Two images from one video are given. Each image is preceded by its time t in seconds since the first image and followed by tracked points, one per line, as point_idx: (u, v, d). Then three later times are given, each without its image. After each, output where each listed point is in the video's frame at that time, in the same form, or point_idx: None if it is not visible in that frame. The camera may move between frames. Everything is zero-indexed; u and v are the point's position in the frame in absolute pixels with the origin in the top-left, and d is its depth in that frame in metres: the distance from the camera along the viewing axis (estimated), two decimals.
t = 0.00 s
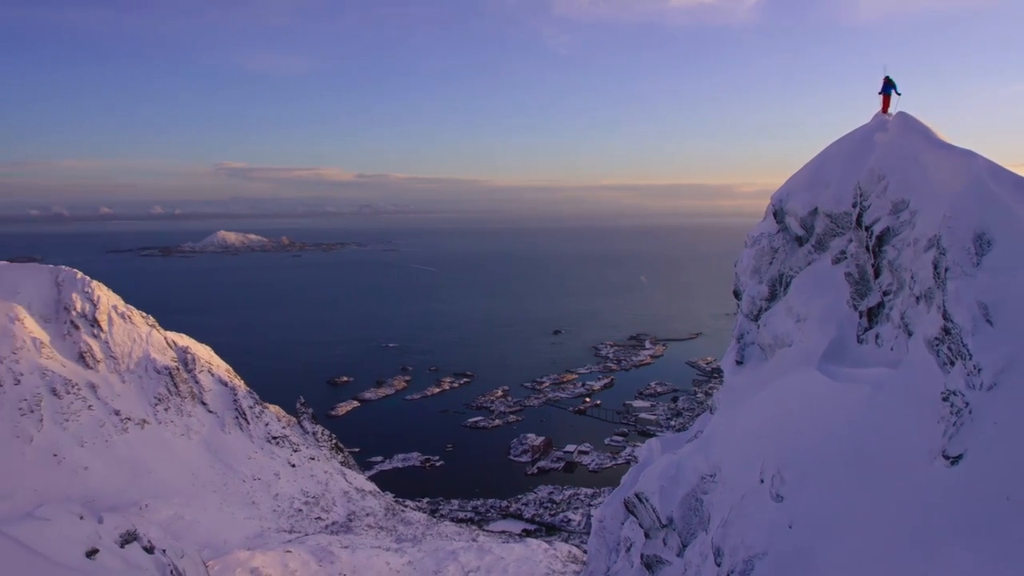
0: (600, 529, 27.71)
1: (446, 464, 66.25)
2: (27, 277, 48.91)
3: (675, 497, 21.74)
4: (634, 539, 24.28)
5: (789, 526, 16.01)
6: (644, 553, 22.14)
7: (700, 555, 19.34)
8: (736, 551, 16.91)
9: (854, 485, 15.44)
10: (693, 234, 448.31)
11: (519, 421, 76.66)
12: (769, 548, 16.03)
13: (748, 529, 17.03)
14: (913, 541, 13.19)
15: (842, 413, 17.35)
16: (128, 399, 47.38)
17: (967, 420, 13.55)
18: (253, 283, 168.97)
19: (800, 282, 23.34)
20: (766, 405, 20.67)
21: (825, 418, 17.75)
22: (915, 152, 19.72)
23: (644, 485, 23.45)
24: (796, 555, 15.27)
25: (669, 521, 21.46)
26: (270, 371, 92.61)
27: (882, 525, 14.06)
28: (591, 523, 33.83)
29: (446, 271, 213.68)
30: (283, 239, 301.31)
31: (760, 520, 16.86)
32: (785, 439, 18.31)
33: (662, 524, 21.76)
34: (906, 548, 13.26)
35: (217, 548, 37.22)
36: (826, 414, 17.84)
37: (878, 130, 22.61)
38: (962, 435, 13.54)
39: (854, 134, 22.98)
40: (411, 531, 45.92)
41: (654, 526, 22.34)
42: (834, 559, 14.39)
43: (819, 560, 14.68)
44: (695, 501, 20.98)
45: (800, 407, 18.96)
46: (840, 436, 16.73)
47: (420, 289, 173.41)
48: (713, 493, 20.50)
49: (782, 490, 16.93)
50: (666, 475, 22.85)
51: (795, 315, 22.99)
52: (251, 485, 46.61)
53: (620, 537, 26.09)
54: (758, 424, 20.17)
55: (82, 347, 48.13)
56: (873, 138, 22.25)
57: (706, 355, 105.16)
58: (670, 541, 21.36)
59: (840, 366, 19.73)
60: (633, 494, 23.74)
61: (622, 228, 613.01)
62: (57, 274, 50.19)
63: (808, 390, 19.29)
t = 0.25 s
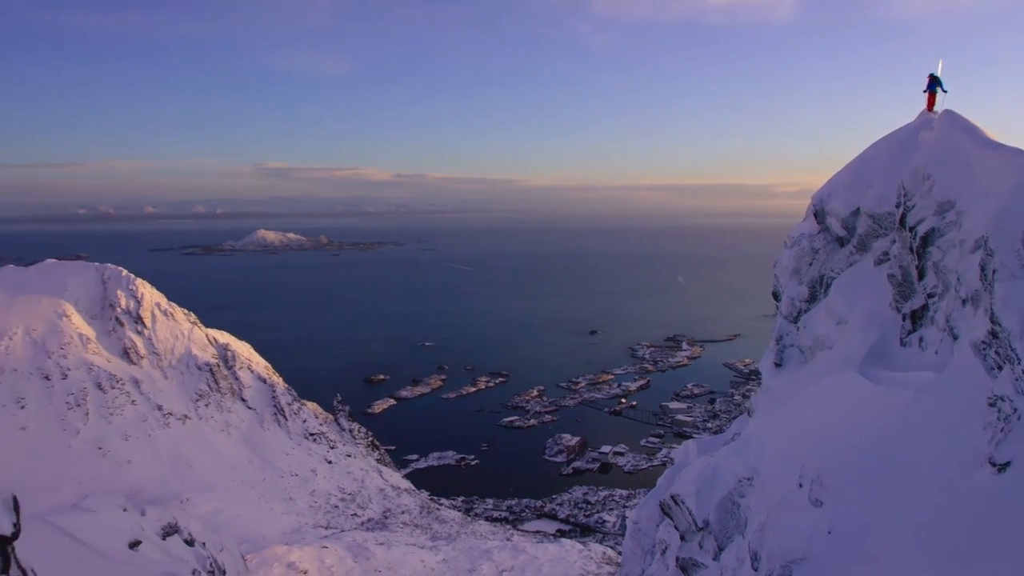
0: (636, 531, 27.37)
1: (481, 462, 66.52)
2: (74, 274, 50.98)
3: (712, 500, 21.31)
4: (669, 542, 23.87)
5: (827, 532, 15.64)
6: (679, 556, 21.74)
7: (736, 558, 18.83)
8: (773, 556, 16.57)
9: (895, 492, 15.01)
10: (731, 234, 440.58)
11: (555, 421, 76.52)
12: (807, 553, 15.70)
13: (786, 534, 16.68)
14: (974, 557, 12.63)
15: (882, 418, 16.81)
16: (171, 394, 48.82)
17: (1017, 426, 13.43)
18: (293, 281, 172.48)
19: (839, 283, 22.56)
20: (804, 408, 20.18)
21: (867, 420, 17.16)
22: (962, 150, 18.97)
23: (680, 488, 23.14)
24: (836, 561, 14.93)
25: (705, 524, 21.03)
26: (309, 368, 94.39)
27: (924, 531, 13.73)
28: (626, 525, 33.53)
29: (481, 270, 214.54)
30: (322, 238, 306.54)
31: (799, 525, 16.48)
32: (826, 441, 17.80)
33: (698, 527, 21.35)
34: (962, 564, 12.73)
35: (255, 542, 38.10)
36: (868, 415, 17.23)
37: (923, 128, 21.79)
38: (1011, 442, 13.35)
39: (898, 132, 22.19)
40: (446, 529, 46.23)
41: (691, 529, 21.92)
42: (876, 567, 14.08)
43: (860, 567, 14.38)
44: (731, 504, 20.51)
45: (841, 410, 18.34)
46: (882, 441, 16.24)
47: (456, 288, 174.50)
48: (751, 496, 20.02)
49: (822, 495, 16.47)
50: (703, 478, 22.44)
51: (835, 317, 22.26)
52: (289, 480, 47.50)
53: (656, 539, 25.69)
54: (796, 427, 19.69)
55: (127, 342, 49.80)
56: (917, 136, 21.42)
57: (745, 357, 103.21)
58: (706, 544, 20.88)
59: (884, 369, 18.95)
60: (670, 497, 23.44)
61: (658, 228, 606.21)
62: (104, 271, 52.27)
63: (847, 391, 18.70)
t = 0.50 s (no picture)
0: (673, 533, 27.10)
1: (518, 462, 66.54)
2: (123, 272, 52.76)
3: (751, 503, 20.96)
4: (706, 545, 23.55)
5: (871, 539, 15.35)
6: (717, 559, 21.46)
7: (775, 563, 18.47)
8: (814, 563, 16.34)
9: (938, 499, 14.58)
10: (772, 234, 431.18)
11: (592, 422, 76.06)
12: (849, 560, 15.45)
13: (827, 540, 16.42)
14: None
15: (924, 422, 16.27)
16: (214, 390, 50.19)
17: None
18: (333, 280, 175.45)
19: (884, 284, 21.62)
20: (847, 410, 19.74)
21: (911, 423, 16.64)
22: (1014, 148, 18.10)
23: (719, 491, 22.93)
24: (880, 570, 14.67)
25: (744, 527, 20.72)
26: (348, 366, 95.80)
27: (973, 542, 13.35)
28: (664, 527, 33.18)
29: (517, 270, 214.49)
30: (360, 237, 310.84)
31: (840, 531, 16.22)
32: (867, 446, 17.37)
33: (736, 530, 21.05)
34: None
35: (295, 537, 38.89)
36: (912, 418, 16.69)
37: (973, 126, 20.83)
38: None
39: (947, 130, 21.27)
40: (482, 528, 46.37)
41: (729, 533, 21.65)
42: None
43: None
44: (770, 508, 20.05)
45: (885, 412, 17.83)
46: (924, 445, 15.79)
47: (493, 287, 175.01)
48: (790, 501, 19.53)
49: (864, 501, 16.20)
50: (741, 481, 22.11)
51: (880, 320, 21.32)
52: (328, 477, 48.33)
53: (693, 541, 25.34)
54: (837, 430, 19.23)
55: (171, 339, 51.44)
56: (966, 134, 20.43)
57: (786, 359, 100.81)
58: (744, 548, 20.52)
59: (933, 373, 17.91)
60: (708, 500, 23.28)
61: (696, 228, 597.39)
62: (150, 269, 53.81)
63: (890, 396, 18.06)
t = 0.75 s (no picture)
0: (709, 537, 26.20)
1: (553, 462, 65.99)
2: (167, 269, 54.12)
3: (789, 507, 19.78)
4: (743, 549, 22.38)
5: (913, 546, 14.31)
6: (754, 565, 20.39)
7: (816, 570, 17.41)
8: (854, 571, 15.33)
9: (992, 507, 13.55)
10: (814, 234, 420.29)
11: (628, 423, 75.06)
12: (891, 568, 14.44)
13: (867, 547, 15.38)
14: None
15: (977, 426, 15.23)
16: (254, 387, 50.98)
17: None
18: (370, 279, 177.47)
19: (931, 286, 20.51)
20: (895, 412, 18.36)
21: (962, 427, 15.57)
22: None
23: (756, 494, 21.81)
24: None
25: (782, 532, 19.61)
26: (385, 364, 96.63)
27: None
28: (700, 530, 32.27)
29: (552, 270, 213.69)
30: (397, 237, 314.04)
31: (881, 538, 15.19)
32: (912, 448, 16.29)
33: (774, 535, 19.96)
34: None
35: (331, 533, 39.20)
36: (964, 422, 15.63)
37: None
38: None
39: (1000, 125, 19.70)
40: (516, 528, 45.98)
41: (767, 538, 20.54)
42: None
43: None
44: (810, 514, 18.77)
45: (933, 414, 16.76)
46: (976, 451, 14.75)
47: (528, 287, 174.65)
48: (831, 506, 18.16)
49: (906, 507, 15.14)
50: (779, 483, 20.87)
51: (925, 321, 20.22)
52: (364, 474, 48.56)
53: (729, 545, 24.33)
54: (882, 434, 18.06)
55: (212, 336, 52.53)
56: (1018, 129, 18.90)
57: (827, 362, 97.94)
58: (783, 554, 19.39)
59: (978, 379, 17.07)
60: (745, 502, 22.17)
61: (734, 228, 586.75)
62: (192, 267, 55.55)
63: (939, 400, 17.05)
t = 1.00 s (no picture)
0: (745, 541, 25.39)
1: (587, 463, 65.30)
2: (207, 269, 55.60)
3: (828, 512, 19.01)
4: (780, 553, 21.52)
5: (957, 554, 13.53)
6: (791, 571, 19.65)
7: None
8: None
9: None
10: (857, 234, 408.17)
11: (664, 424, 73.89)
12: None
13: (909, 556, 14.61)
14: None
15: None
16: (291, 384, 51.73)
17: None
18: (406, 279, 179.06)
19: (977, 289, 19.19)
20: (941, 413, 17.53)
21: (1009, 430, 14.67)
22: None
23: (793, 497, 20.92)
24: None
25: (820, 538, 18.89)
26: (419, 363, 97.11)
27: None
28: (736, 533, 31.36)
29: (586, 270, 212.07)
30: (432, 236, 315.87)
31: (923, 547, 14.39)
32: (955, 453, 15.42)
33: (812, 541, 19.25)
34: None
35: (366, 530, 39.46)
36: (1011, 425, 14.72)
37: None
38: None
39: None
40: (550, 528, 45.56)
41: (804, 543, 19.78)
42: None
43: None
44: (848, 519, 18.05)
45: (979, 417, 15.82)
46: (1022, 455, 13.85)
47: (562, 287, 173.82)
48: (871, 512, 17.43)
49: (950, 515, 14.29)
50: (818, 487, 20.03)
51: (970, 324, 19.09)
52: (399, 471, 48.77)
53: (766, 549, 23.56)
54: (926, 437, 17.04)
55: (251, 333, 53.53)
56: None
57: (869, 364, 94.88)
58: (821, 560, 18.70)
59: None
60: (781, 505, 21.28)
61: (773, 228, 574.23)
62: (232, 265, 57.01)
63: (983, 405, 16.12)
